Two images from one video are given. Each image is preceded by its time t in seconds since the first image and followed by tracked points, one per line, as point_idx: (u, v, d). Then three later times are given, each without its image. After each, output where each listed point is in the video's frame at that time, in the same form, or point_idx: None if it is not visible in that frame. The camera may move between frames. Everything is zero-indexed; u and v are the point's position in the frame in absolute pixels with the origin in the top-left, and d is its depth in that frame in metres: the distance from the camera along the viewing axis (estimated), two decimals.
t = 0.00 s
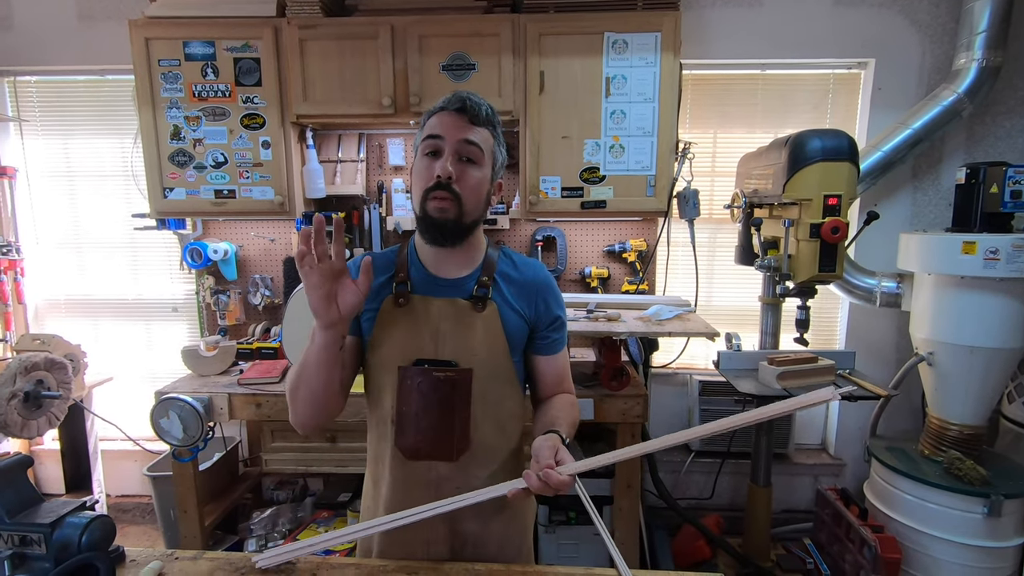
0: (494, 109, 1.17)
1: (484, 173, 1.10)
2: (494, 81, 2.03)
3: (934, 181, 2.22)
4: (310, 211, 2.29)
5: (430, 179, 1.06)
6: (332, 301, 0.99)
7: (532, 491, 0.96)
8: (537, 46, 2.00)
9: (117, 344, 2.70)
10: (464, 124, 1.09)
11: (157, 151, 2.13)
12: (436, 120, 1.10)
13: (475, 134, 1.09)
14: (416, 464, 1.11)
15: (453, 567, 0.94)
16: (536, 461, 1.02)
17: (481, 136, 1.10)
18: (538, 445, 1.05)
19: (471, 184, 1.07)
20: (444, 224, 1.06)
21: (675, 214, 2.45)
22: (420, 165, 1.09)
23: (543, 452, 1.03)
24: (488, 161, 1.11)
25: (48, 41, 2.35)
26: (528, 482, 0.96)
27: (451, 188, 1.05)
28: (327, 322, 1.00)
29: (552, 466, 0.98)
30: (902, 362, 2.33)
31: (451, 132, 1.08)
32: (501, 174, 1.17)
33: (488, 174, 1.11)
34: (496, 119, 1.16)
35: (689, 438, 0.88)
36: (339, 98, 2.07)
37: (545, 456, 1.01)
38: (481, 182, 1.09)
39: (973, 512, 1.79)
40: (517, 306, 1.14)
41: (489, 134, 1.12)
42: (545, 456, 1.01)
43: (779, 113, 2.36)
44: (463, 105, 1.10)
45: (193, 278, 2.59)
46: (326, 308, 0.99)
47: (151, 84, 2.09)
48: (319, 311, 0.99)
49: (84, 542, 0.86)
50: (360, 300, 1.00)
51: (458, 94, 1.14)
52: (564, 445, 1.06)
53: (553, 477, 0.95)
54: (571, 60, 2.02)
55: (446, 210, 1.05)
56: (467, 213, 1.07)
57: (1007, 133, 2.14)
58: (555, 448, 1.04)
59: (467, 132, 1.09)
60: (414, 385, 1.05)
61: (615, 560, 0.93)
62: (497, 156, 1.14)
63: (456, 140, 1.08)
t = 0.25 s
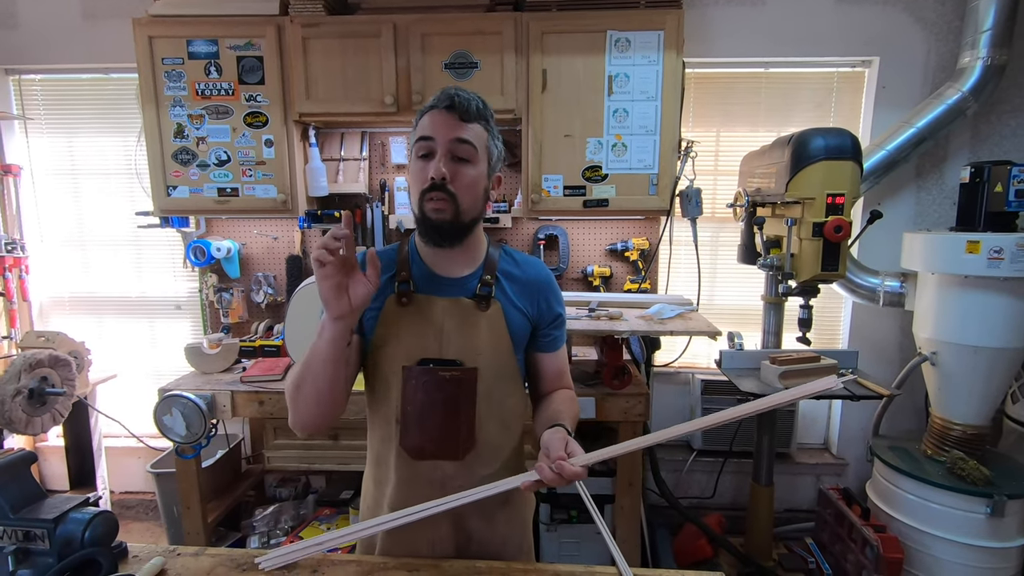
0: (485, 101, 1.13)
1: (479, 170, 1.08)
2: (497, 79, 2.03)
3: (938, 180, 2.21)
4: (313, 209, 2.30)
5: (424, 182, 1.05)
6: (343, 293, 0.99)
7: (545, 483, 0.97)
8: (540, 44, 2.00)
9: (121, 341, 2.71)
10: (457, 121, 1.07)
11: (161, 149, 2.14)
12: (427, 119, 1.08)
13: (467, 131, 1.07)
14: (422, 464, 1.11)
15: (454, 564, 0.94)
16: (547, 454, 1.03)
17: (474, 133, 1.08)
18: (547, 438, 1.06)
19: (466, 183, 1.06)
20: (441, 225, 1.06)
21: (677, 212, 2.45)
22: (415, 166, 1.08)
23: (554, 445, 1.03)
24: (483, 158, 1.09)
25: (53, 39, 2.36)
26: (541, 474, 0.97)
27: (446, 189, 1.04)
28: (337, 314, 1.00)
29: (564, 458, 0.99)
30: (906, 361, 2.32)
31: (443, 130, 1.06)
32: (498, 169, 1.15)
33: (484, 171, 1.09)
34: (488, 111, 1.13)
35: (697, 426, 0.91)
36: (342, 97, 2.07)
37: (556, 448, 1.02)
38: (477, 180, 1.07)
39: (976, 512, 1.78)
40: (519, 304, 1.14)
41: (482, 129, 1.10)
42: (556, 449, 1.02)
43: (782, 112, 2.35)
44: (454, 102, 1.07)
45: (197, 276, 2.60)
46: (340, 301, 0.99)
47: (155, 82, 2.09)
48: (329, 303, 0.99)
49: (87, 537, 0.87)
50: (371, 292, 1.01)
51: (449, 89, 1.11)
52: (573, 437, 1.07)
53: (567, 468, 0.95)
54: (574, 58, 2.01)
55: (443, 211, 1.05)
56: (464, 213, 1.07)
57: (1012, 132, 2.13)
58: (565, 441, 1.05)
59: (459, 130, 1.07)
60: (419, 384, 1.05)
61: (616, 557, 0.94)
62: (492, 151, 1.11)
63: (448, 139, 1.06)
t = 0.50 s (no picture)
0: (476, 96, 1.09)
1: (474, 169, 1.06)
2: (499, 78, 2.03)
3: (943, 179, 2.20)
4: (316, 208, 2.30)
5: (419, 186, 1.03)
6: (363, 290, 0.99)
7: (553, 479, 0.97)
8: (543, 43, 2.00)
9: (126, 339, 2.73)
10: (449, 120, 1.04)
11: (165, 147, 2.15)
12: (418, 120, 1.05)
13: (461, 130, 1.04)
14: (425, 463, 1.11)
15: (455, 562, 0.95)
16: (553, 449, 1.03)
17: (468, 131, 1.05)
18: (553, 434, 1.06)
19: (462, 184, 1.04)
20: (439, 228, 1.05)
21: (680, 211, 2.45)
22: (410, 170, 1.07)
23: (560, 440, 1.03)
24: (477, 156, 1.06)
25: (58, 38, 2.37)
26: (547, 469, 0.97)
27: (442, 192, 1.02)
28: (354, 310, 0.99)
29: (570, 453, 0.99)
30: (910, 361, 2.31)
31: (435, 131, 1.03)
32: (494, 164, 1.12)
33: (479, 169, 1.07)
34: (481, 107, 1.10)
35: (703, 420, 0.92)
36: (344, 95, 2.08)
37: (562, 444, 1.03)
38: (472, 179, 1.05)
39: (980, 513, 1.77)
40: (520, 303, 1.14)
41: (476, 125, 1.07)
42: (562, 444, 1.02)
43: (786, 111, 2.35)
44: (444, 100, 1.04)
45: (201, 274, 2.62)
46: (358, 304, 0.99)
47: (159, 81, 2.10)
48: (347, 299, 0.98)
49: (91, 533, 0.88)
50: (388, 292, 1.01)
51: (440, 86, 1.08)
52: (577, 432, 1.07)
53: (575, 463, 0.96)
54: (577, 57, 2.01)
55: (441, 214, 1.04)
56: (461, 215, 1.05)
57: (1018, 131, 2.11)
58: (570, 436, 1.05)
59: (452, 130, 1.04)
60: (422, 383, 1.06)
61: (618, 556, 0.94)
62: (487, 147, 1.09)
63: (441, 140, 1.03)
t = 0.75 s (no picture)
0: (472, 94, 1.08)
1: (472, 168, 1.05)
2: (502, 77, 2.03)
3: (947, 178, 2.19)
4: (319, 206, 2.30)
5: (418, 187, 1.03)
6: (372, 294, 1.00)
7: (552, 475, 0.97)
8: (546, 42, 2.00)
9: (131, 336, 2.74)
10: (445, 120, 1.03)
11: (169, 145, 2.16)
12: (414, 121, 1.05)
13: (458, 130, 1.04)
14: (428, 461, 1.11)
15: (457, 559, 0.95)
16: (553, 447, 1.03)
17: (464, 130, 1.04)
18: (553, 431, 1.06)
19: (460, 184, 1.04)
20: (439, 228, 1.05)
21: (683, 210, 2.44)
22: (408, 171, 1.06)
23: (560, 437, 1.04)
24: (475, 155, 1.06)
25: (64, 37, 2.39)
26: (547, 465, 0.97)
27: (440, 193, 1.02)
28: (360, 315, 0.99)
29: (570, 450, 0.99)
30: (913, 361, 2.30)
31: (432, 132, 1.03)
32: (493, 162, 1.11)
33: (478, 167, 1.06)
34: (477, 104, 1.09)
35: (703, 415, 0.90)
36: (348, 94, 2.08)
37: (562, 441, 1.03)
38: (471, 178, 1.05)
39: (983, 513, 1.77)
40: (522, 301, 1.14)
41: (472, 124, 1.06)
42: (562, 441, 1.02)
43: (789, 109, 2.34)
44: (440, 99, 1.03)
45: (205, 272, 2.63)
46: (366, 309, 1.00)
47: (164, 80, 2.11)
48: (354, 303, 0.98)
49: (95, 529, 0.88)
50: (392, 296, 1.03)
51: (436, 85, 1.07)
52: (578, 429, 1.07)
53: (573, 459, 0.96)
54: (580, 56, 2.01)
55: (440, 215, 1.04)
56: (461, 215, 1.05)
57: None
58: (570, 433, 1.05)
59: (450, 129, 1.03)
60: (424, 381, 1.06)
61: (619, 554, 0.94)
62: (485, 146, 1.08)
63: (438, 140, 1.03)
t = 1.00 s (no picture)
0: (471, 92, 1.08)
1: (471, 168, 1.05)
2: (506, 75, 2.03)
3: (953, 177, 2.18)
4: (323, 204, 2.30)
5: (417, 188, 1.04)
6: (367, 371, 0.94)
7: (549, 471, 0.97)
8: (549, 40, 2.00)
9: (135, 334, 2.75)
10: (443, 120, 1.03)
11: (174, 143, 2.17)
12: (413, 121, 1.05)
13: (456, 129, 1.03)
14: (430, 457, 1.12)
15: (459, 556, 0.95)
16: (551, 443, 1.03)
17: (462, 129, 1.04)
18: (551, 427, 1.06)
19: (458, 184, 1.04)
20: (438, 228, 1.05)
21: (686, 209, 2.44)
22: (408, 172, 1.07)
23: (558, 434, 1.04)
24: (474, 154, 1.05)
25: (69, 36, 2.40)
26: (545, 461, 0.96)
27: (438, 193, 1.02)
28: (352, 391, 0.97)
29: (568, 447, 0.99)
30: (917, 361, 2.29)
31: (430, 132, 1.03)
32: (492, 160, 1.11)
33: (477, 167, 1.06)
34: (476, 103, 1.08)
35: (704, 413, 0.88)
36: (351, 92, 2.08)
37: (561, 437, 1.03)
38: (470, 177, 1.05)
39: (987, 514, 1.76)
40: (524, 299, 1.14)
41: (471, 123, 1.06)
42: (560, 438, 1.02)
43: (794, 108, 2.33)
44: (438, 99, 1.03)
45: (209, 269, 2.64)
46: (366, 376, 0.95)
47: (168, 78, 2.12)
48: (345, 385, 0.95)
49: (99, 524, 0.89)
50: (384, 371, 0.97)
51: (435, 84, 1.07)
52: (577, 426, 1.08)
53: (570, 455, 0.95)
54: (583, 54, 2.01)
55: (439, 215, 1.04)
56: (460, 215, 1.05)
57: None
58: (570, 430, 1.05)
59: (448, 129, 1.03)
60: (426, 378, 1.06)
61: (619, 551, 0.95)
62: (484, 145, 1.08)
63: (436, 141, 1.03)
